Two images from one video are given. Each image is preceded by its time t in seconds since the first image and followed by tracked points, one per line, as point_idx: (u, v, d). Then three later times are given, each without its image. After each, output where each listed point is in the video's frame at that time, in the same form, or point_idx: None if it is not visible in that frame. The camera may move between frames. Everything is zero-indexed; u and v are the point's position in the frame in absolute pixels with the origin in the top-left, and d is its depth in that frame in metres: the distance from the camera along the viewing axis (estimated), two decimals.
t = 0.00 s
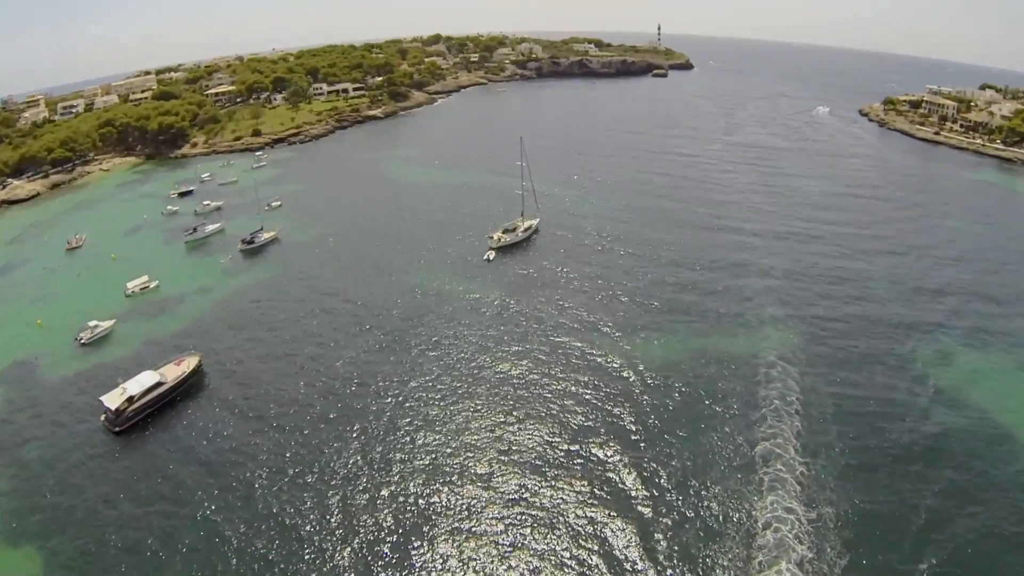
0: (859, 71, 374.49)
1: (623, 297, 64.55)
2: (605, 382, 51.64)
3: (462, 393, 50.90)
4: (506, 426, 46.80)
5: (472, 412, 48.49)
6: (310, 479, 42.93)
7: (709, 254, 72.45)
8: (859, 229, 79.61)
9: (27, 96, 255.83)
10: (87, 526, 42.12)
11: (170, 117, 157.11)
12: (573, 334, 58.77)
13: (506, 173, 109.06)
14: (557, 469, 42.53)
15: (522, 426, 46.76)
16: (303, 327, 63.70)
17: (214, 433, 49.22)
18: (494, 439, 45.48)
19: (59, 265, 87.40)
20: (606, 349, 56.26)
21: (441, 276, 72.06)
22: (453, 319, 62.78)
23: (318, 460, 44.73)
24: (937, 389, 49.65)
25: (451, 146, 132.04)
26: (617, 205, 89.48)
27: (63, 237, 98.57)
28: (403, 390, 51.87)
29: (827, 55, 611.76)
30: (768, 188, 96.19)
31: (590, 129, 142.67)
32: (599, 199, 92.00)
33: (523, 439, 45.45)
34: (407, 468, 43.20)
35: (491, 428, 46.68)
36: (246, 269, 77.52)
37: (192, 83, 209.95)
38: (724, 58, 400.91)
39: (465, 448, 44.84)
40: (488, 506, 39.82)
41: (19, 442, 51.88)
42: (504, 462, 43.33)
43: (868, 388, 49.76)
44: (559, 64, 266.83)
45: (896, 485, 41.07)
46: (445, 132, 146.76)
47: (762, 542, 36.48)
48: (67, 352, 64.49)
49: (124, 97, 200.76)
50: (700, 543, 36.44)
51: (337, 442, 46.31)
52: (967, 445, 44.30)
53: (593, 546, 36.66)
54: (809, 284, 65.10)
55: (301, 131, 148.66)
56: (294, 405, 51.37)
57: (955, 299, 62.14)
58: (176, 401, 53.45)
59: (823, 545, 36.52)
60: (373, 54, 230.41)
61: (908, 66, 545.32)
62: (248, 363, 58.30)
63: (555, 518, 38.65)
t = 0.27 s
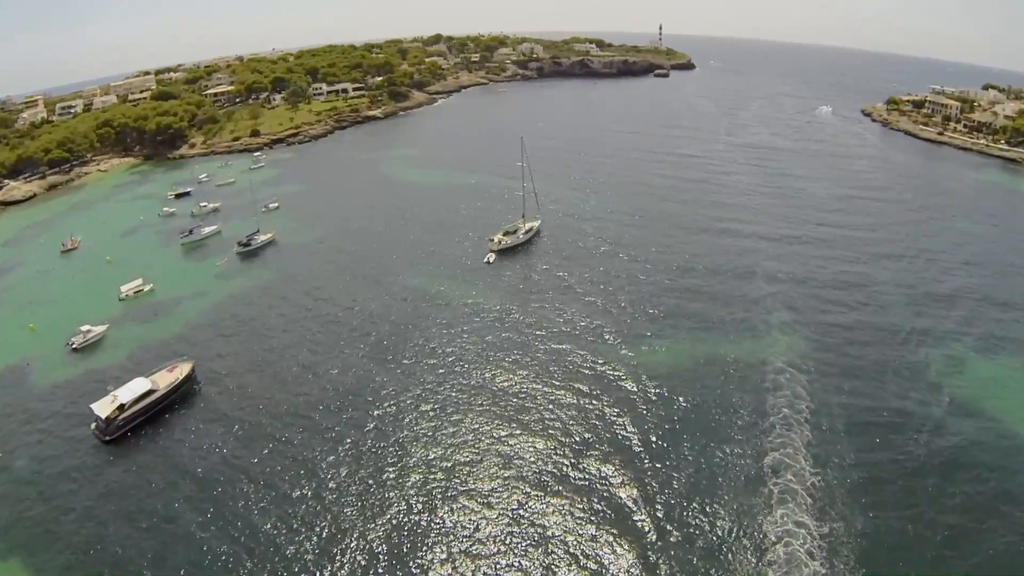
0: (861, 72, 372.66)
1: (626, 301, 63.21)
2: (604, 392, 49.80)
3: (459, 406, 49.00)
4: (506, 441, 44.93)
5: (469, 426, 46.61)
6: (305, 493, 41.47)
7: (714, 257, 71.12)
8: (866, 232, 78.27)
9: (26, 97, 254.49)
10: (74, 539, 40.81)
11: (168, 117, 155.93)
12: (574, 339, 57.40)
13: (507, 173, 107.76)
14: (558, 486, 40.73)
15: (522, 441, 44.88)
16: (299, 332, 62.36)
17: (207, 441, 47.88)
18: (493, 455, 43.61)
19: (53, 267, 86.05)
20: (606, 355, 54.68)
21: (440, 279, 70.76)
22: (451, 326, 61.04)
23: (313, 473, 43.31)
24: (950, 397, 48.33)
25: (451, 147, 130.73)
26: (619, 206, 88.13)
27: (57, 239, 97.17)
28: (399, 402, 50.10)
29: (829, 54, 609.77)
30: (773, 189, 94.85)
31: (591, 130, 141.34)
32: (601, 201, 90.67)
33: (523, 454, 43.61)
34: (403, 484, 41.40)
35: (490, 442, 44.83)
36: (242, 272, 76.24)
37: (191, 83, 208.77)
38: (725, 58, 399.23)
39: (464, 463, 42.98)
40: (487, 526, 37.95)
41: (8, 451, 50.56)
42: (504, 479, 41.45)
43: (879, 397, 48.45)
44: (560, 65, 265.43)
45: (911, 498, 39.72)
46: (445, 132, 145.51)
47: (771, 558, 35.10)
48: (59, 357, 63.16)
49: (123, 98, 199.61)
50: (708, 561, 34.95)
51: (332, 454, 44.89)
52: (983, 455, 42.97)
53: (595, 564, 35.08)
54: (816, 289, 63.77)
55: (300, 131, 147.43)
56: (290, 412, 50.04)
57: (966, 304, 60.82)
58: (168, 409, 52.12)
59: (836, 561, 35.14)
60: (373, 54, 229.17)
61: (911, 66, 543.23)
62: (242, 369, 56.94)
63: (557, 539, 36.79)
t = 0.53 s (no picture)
0: (863, 71, 370.63)
1: (629, 304, 61.91)
2: (603, 403, 48.11)
3: (456, 417, 47.34)
4: (504, 455, 43.25)
5: (466, 439, 44.97)
6: (297, 507, 40.10)
7: (719, 260, 69.82)
8: (873, 234, 76.86)
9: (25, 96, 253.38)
10: (61, 553, 39.54)
11: (167, 117, 154.79)
12: (576, 344, 56.04)
13: (507, 174, 106.46)
14: (558, 503, 39.01)
15: (520, 455, 43.17)
16: (296, 336, 61.07)
17: (199, 450, 46.59)
18: (490, 470, 41.94)
19: (46, 270, 84.79)
20: (608, 362, 53.18)
21: (439, 281, 69.47)
22: (449, 332, 59.52)
23: (307, 486, 41.96)
24: (964, 406, 47.02)
25: (451, 147, 129.38)
26: (621, 208, 86.83)
27: (52, 241, 95.97)
28: (394, 412, 48.53)
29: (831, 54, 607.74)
30: (777, 190, 93.45)
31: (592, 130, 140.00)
32: (603, 202, 89.36)
33: (523, 468, 42.04)
34: (397, 500, 39.86)
35: (487, 457, 43.19)
36: (237, 274, 74.90)
37: (190, 83, 207.56)
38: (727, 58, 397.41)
39: (460, 479, 41.36)
40: (486, 545, 36.39)
41: None
42: (502, 496, 39.78)
43: (890, 405, 47.14)
44: (561, 64, 263.92)
45: (926, 512, 38.41)
46: (445, 132, 144.23)
47: None
48: (50, 363, 61.87)
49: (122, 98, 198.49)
50: None
51: (328, 464, 43.61)
52: (998, 467, 41.67)
53: None
54: (823, 293, 62.45)
55: (299, 131, 146.15)
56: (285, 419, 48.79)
57: (977, 309, 59.46)
58: (159, 416, 50.81)
59: None
60: (373, 54, 227.89)
61: (912, 66, 541.41)
62: (237, 375, 55.67)
63: (557, 560, 35.08)
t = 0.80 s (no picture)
0: (865, 72, 368.91)
1: (633, 308, 60.60)
2: (604, 413, 46.44)
3: (454, 428, 45.80)
4: (503, 469, 41.69)
5: (464, 451, 43.42)
6: (290, 519, 38.84)
7: (724, 263, 68.61)
8: (881, 237, 75.55)
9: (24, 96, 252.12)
10: (48, 565, 38.30)
11: (165, 117, 153.73)
12: (579, 349, 54.87)
13: (508, 175, 105.24)
14: (558, 521, 37.38)
15: (519, 469, 41.57)
16: (292, 340, 59.83)
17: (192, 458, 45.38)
18: (488, 485, 40.40)
19: (41, 271, 83.55)
20: (610, 370, 51.64)
21: (439, 284, 68.17)
22: (448, 337, 58.00)
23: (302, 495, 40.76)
24: (978, 415, 45.74)
25: (452, 147, 128.22)
26: (623, 210, 85.48)
27: (48, 242, 94.78)
28: (390, 422, 47.07)
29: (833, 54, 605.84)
30: (782, 192, 92.18)
31: (594, 130, 138.74)
32: (605, 203, 88.05)
33: (524, 480, 40.74)
34: (392, 516, 38.43)
35: (486, 470, 41.64)
36: (233, 277, 73.59)
37: (189, 82, 206.24)
38: (729, 58, 395.81)
39: (457, 494, 39.89)
40: (485, 562, 35.07)
41: None
42: (501, 513, 38.23)
43: (902, 414, 45.93)
44: (563, 64, 262.58)
45: (941, 526, 37.19)
46: (445, 133, 142.91)
47: None
48: (42, 367, 60.64)
49: (121, 97, 197.35)
50: None
51: (325, 472, 42.49)
52: (1016, 478, 40.42)
53: None
54: (831, 297, 61.15)
55: (299, 131, 144.92)
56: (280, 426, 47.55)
57: (989, 315, 58.18)
58: (151, 423, 49.57)
59: None
60: (373, 53, 226.62)
61: (914, 67, 539.73)
62: (232, 380, 54.46)
63: None
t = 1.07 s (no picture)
0: (868, 72, 367.01)
1: (637, 313, 59.28)
2: (603, 429, 44.57)
3: (451, 438, 44.17)
4: (502, 483, 40.05)
5: (462, 462, 41.79)
6: (283, 531, 37.46)
7: (729, 266, 67.31)
8: (889, 239, 74.19)
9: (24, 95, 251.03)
10: None
11: (164, 116, 152.56)
12: (582, 354, 53.54)
13: (510, 175, 103.95)
14: (557, 541, 35.68)
15: (519, 484, 39.90)
16: (289, 344, 58.62)
17: (185, 466, 44.17)
18: (487, 500, 38.73)
19: (35, 273, 82.35)
20: (611, 380, 50.00)
21: (438, 287, 66.92)
22: (446, 343, 56.45)
23: (296, 504, 39.42)
24: (993, 425, 44.48)
25: (453, 147, 127.00)
26: (626, 211, 84.16)
27: (43, 243, 93.59)
28: (386, 429, 45.49)
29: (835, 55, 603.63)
30: (787, 193, 90.83)
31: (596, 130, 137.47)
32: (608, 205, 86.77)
33: (524, 492, 39.26)
34: (387, 530, 36.81)
35: (485, 484, 40.00)
36: (229, 280, 72.27)
37: (188, 81, 204.98)
38: (731, 58, 393.97)
39: (455, 509, 38.23)
40: None
41: None
42: (500, 530, 36.58)
43: (914, 424, 44.68)
44: (564, 64, 261.20)
45: (958, 542, 35.91)
46: (446, 132, 141.60)
47: None
48: (32, 372, 59.35)
49: (120, 96, 196.24)
50: None
51: (320, 480, 41.14)
52: None
53: None
54: (840, 302, 59.86)
55: (298, 130, 143.70)
56: (275, 434, 46.29)
57: (1002, 321, 56.87)
58: (142, 431, 48.30)
59: None
60: (374, 52, 225.42)
61: (917, 66, 537.66)
62: (227, 385, 53.25)
63: None
